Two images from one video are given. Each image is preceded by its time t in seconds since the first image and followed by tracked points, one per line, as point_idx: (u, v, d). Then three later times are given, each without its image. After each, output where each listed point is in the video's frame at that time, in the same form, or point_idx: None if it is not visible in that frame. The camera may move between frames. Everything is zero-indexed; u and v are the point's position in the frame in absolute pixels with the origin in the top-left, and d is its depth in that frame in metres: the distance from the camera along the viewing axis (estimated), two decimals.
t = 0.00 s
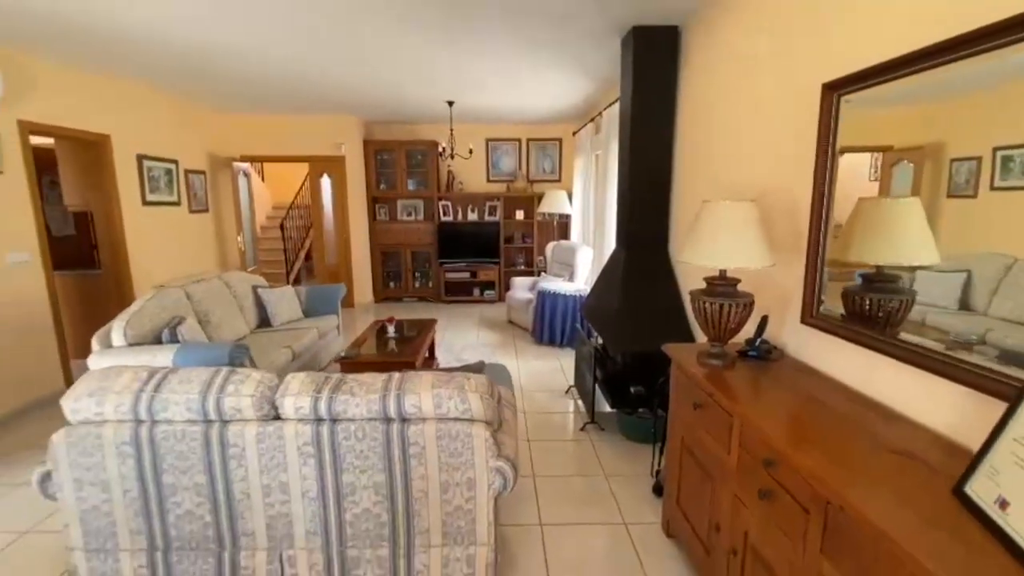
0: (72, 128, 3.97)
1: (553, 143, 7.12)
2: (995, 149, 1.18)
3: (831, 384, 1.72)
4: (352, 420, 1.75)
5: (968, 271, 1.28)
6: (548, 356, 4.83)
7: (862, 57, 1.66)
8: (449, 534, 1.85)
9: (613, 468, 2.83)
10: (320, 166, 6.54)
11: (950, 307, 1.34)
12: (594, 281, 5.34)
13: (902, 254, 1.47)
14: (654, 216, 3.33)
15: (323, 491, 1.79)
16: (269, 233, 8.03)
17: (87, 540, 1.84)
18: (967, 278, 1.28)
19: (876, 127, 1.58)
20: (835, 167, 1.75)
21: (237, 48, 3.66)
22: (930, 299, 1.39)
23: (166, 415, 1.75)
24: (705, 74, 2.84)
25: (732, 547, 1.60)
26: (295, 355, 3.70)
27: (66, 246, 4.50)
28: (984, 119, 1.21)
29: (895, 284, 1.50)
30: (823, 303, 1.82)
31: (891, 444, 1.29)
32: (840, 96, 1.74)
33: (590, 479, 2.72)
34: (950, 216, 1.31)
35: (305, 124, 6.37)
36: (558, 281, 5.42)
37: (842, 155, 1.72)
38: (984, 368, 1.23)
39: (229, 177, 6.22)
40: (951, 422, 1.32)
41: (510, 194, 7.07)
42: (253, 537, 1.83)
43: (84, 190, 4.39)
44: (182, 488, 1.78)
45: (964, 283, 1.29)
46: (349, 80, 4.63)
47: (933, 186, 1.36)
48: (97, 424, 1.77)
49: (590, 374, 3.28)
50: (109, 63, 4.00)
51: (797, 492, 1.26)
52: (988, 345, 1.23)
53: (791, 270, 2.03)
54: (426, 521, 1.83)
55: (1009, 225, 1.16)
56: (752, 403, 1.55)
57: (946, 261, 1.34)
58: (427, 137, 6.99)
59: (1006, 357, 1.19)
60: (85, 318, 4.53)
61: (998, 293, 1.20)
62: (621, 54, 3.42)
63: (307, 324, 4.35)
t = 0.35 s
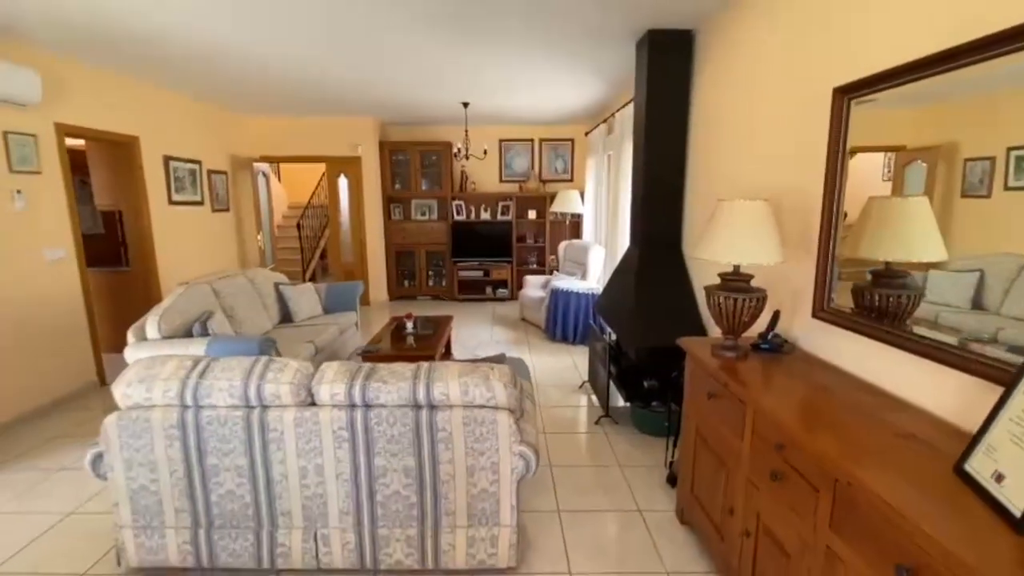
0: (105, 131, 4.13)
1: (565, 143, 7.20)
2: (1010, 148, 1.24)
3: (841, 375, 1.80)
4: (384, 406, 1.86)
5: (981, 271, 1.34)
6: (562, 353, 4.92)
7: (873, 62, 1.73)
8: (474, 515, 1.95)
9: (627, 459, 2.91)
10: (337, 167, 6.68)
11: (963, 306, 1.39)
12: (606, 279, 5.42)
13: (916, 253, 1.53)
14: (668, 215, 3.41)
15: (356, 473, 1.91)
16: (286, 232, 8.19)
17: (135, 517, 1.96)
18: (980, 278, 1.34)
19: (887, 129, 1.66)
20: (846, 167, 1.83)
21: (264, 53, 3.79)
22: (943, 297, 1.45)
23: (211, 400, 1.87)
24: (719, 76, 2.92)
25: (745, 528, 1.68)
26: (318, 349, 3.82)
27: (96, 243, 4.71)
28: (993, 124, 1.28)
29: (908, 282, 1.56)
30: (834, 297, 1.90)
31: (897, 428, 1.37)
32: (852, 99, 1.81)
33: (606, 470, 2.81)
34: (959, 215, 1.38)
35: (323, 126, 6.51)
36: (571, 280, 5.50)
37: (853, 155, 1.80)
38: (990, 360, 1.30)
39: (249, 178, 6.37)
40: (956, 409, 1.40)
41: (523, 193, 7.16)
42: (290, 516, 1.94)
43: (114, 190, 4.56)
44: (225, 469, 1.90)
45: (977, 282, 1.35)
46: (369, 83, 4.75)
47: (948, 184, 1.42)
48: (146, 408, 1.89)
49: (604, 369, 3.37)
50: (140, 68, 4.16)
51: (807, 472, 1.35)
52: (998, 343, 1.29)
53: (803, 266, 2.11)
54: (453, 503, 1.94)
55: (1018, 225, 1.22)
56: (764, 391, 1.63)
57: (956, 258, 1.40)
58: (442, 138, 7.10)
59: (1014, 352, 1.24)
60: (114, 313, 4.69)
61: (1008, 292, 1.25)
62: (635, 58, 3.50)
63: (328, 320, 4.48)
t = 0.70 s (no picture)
0: (134, 133, 4.26)
1: (578, 143, 7.25)
2: None
3: (856, 369, 1.86)
4: (414, 396, 1.95)
5: (997, 271, 1.37)
6: (576, 351, 4.99)
7: (888, 66, 1.79)
8: (499, 503, 2.03)
9: (643, 453, 2.98)
10: (354, 168, 6.80)
11: (981, 306, 1.42)
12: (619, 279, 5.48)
13: (936, 253, 1.57)
14: (683, 214, 3.47)
15: (387, 461, 2.00)
16: (303, 231, 8.34)
17: (177, 500, 2.06)
18: (994, 279, 1.38)
19: (903, 131, 1.72)
20: (862, 168, 1.88)
21: (288, 58, 3.91)
22: (960, 297, 1.49)
23: (249, 390, 1.96)
24: (734, 78, 2.98)
25: (762, 516, 1.75)
26: (339, 345, 3.93)
27: (124, 241, 4.83)
28: (1005, 127, 1.33)
29: (927, 280, 1.60)
30: (850, 295, 1.96)
31: (911, 418, 1.43)
32: (868, 103, 1.87)
33: (622, 463, 2.88)
34: (976, 215, 1.43)
35: (340, 127, 6.63)
36: (585, 279, 5.57)
37: (868, 156, 1.85)
38: (1005, 357, 1.33)
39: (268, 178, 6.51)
40: (969, 402, 1.45)
41: (536, 194, 7.24)
42: (323, 501, 2.04)
43: (141, 190, 4.70)
44: (263, 456, 2.00)
45: (994, 282, 1.38)
46: (387, 86, 4.85)
47: (963, 183, 1.47)
48: (188, 397, 1.99)
49: (620, 366, 3.43)
50: (168, 73, 4.29)
51: (824, 460, 1.41)
52: (1016, 342, 1.32)
53: (819, 264, 2.16)
54: (478, 491, 2.02)
55: None
56: (781, 384, 1.70)
57: (971, 258, 1.45)
58: (456, 139, 7.20)
59: None
60: (141, 309, 4.84)
61: None
62: (652, 60, 3.56)
63: (348, 317, 4.59)
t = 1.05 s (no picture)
0: (166, 136, 4.41)
1: (593, 145, 7.32)
2: None
3: (875, 366, 1.92)
4: (446, 389, 2.05)
5: (1014, 271, 1.42)
6: (591, 349, 5.06)
7: (908, 73, 1.85)
8: (526, 492, 2.12)
9: (662, 449, 3.05)
10: (372, 169, 6.92)
11: (997, 305, 1.48)
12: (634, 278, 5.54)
13: (955, 253, 1.62)
14: (701, 215, 3.53)
15: (420, 450, 2.10)
16: (320, 231, 8.48)
17: (221, 487, 2.17)
18: (1010, 279, 1.43)
19: (921, 136, 1.78)
20: (880, 172, 1.95)
21: (314, 63, 4.03)
22: (977, 296, 1.55)
23: (291, 382, 2.07)
24: (754, 82, 3.04)
25: (784, 506, 1.82)
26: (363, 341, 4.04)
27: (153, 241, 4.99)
28: (1021, 133, 1.40)
29: (945, 280, 1.66)
30: (868, 294, 2.02)
31: (928, 412, 1.50)
32: (887, 109, 1.93)
33: (642, 458, 2.95)
34: (993, 216, 1.49)
35: (359, 129, 6.76)
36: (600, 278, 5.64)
37: (887, 160, 1.92)
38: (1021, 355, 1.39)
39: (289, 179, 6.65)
40: (987, 397, 1.51)
41: (550, 195, 7.32)
42: (359, 489, 2.14)
43: (170, 191, 4.85)
44: (303, 445, 2.11)
45: (1010, 282, 1.43)
46: (408, 90, 4.95)
47: (979, 186, 1.53)
48: (233, 388, 2.10)
49: (638, 364, 3.50)
50: (198, 78, 4.43)
51: (845, 451, 1.48)
52: None
53: (838, 264, 2.23)
54: (507, 480, 2.11)
55: None
56: (801, 380, 1.77)
57: (988, 258, 1.50)
58: (472, 141, 7.30)
59: None
60: (169, 307, 4.99)
61: None
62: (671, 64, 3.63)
63: (369, 316, 4.71)
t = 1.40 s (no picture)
0: (194, 139, 4.55)
1: (606, 146, 7.39)
2: None
3: (891, 361, 1.99)
4: (476, 382, 2.15)
5: None
6: (605, 347, 5.14)
7: (924, 79, 1.92)
8: (551, 481, 2.21)
9: (678, 443, 3.13)
10: (388, 170, 7.04)
11: (1011, 303, 1.55)
12: (648, 278, 5.61)
13: (969, 254, 1.69)
14: (717, 216, 3.60)
15: (450, 440, 2.19)
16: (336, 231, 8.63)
17: (260, 474, 2.28)
18: (1023, 281, 1.49)
19: (937, 140, 1.85)
20: (896, 174, 2.01)
21: (338, 67, 4.14)
22: (991, 294, 1.62)
23: (327, 374, 2.18)
24: (770, 86, 3.11)
25: (801, 495, 1.90)
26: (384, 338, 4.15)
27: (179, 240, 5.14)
28: None
29: (960, 279, 1.73)
30: (883, 292, 2.09)
31: (943, 403, 1.57)
32: (903, 114, 2.00)
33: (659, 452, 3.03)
34: (1006, 218, 1.56)
35: (376, 131, 6.88)
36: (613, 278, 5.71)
37: (904, 163, 1.98)
38: None
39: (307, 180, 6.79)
40: (1000, 390, 1.58)
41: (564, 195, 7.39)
42: (391, 476, 2.24)
43: (197, 192, 4.99)
44: (338, 434, 2.22)
45: None
46: (427, 92, 5.06)
47: (994, 188, 1.60)
48: (272, 380, 2.21)
49: (654, 361, 3.58)
50: (225, 82, 4.57)
51: (861, 440, 1.56)
52: None
53: (854, 263, 2.29)
54: (533, 469, 2.20)
55: None
56: (819, 374, 1.85)
57: (1002, 258, 1.57)
58: (486, 142, 7.39)
59: None
60: (194, 304, 5.14)
61: None
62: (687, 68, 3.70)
63: (388, 313, 4.82)
